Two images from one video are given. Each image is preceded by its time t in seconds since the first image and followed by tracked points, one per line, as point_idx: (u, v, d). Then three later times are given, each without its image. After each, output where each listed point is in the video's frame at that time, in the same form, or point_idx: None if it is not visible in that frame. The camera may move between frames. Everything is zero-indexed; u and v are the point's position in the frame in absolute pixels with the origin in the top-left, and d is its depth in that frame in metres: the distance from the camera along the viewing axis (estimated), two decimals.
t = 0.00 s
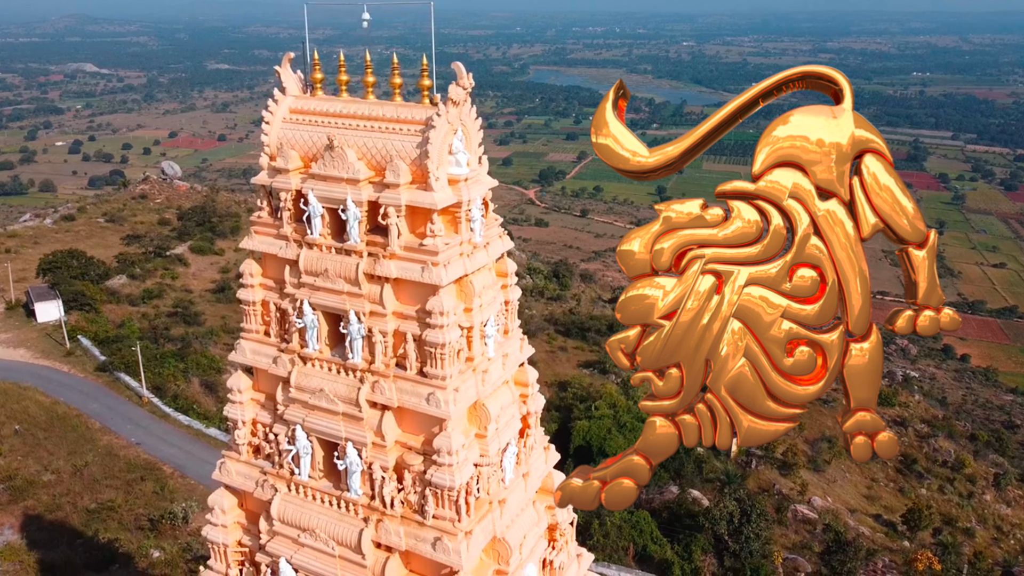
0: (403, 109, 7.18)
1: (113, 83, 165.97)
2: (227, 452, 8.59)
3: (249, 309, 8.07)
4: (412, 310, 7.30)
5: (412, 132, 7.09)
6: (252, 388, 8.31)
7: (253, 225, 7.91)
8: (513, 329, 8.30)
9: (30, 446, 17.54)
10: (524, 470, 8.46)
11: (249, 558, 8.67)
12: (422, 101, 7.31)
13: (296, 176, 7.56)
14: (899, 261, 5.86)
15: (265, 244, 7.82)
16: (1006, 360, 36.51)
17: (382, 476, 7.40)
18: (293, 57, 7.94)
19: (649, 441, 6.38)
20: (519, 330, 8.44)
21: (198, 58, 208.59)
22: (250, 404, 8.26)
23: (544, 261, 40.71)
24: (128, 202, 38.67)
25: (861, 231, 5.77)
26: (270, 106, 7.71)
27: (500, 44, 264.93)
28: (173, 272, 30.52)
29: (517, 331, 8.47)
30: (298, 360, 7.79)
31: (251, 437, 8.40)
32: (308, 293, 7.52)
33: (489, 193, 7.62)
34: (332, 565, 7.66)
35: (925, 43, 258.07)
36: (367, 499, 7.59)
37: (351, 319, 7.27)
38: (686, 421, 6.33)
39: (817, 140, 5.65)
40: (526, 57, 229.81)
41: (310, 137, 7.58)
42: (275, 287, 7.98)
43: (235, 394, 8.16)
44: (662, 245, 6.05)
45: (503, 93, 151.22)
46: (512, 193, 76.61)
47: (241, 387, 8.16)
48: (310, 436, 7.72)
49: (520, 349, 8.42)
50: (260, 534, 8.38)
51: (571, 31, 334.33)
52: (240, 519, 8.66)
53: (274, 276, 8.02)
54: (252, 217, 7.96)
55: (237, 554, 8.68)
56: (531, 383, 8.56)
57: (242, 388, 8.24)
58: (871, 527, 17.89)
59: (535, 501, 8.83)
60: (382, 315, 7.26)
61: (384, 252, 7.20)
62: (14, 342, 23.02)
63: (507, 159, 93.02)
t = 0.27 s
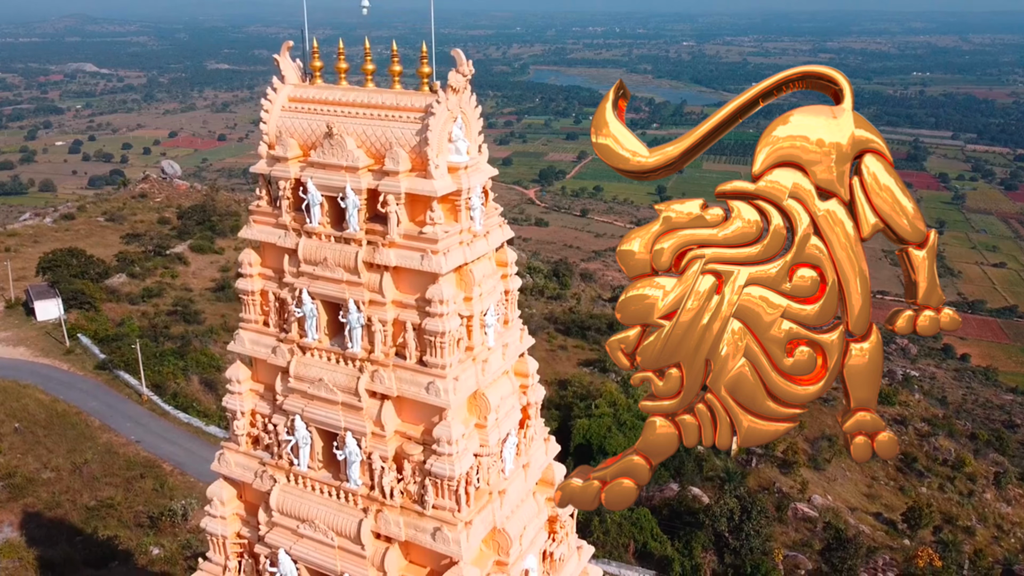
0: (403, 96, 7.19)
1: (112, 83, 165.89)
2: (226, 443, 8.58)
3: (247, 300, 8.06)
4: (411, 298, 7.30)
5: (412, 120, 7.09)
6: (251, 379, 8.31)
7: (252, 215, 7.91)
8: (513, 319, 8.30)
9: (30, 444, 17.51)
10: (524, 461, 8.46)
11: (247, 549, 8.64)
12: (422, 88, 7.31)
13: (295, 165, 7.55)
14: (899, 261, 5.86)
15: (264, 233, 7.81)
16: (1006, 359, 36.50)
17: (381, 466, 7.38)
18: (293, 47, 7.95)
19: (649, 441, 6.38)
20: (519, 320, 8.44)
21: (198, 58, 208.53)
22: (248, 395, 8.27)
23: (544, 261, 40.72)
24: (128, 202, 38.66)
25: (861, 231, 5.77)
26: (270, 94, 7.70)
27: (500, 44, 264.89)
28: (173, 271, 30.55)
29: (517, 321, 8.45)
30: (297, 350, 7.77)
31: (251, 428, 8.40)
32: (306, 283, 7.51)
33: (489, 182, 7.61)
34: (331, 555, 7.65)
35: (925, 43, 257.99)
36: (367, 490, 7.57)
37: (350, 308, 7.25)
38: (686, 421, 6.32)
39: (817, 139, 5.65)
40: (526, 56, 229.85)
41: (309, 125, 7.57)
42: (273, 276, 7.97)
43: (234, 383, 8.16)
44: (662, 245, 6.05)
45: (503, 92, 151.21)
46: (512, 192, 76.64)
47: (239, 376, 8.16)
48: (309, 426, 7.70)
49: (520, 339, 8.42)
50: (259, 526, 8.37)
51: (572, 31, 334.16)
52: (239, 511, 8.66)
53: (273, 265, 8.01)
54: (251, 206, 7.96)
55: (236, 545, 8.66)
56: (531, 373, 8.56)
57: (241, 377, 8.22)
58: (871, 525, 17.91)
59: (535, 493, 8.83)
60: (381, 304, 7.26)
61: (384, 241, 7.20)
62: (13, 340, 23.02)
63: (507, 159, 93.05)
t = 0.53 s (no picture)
0: (402, 83, 7.19)
1: (112, 83, 165.82)
2: (224, 434, 8.58)
3: (246, 288, 8.09)
4: (411, 286, 7.30)
5: (411, 106, 7.09)
6: (249, 368, 8.32)
7: (251, 203, 7.92)
8: (513, 308, 8.31)
9: (29, 442, 17.53)
10: (524, 451, 8.47)
11: (245, 540, 8.64)
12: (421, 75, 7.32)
13: (293, 152, 7.55)
14: (899, 261, 5.85)
15: (263, 221, 7.82)
16: (1006, 359, 36.51)
17: (381, 455, 7.38)
18: (291, 34, 7.95)
19: (649, 441, 6.37)
20: (519, 309, 8.43)
21: (198, 58, 208.54)
22: (247, 384, 8.28)
23: (544, 260, 40.75)
24: (128, 201, 38.66)
25: (861, 231, 5.77)
26: (268, 81, 7.71)
27: (500, 44, 264.90)
28: (173, 269, 30.58)
29: (517, 310, 8.46)
30: (296, 339, 7.77)
31: (249, 417, 8.40)
32: (305, 271, 7.51)
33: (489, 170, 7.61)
34: (330, 545, 7.64)
35: (925, 43, 257.93)
36: (366, 479, 7.57)
37: (349, 296, 7.24)
38: (686, 421, 6.32)
39: (817, 139, 5.65)
40: (526, 56, 229.78)
41: (308, 112, 7.58)
42: (273, 265, 7.98)
43: (232, 373, 8.18)
44: (662, 245, 6.05)
45: (504, 92, 151.25)
46: (512, 192, 76.65)
47: (238, 366, 8.17)
48: (308, 414, 7.70)
49: (520, 329, 8.42)
50: (258, 516, 8.36)
51: (571, 31, 333.95)
52: (237, 502, 8.66)
53: (272, 254, 8.02)
54: (250, 194, 7.96)
55: (234, 537, 8.66)
56: (531, 363, 8.57)
57: (240, 367, 8.24)
58: (871, 524, 17.92)
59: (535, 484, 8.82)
60: (381, 291, 7.26)
61: (382, 228, 7.19)
62: (13, 338, 23.06)
63: (507, 159, 93.07)
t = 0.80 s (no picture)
0: (401, 69, 7.18)
1: (112, 83, 165.80)
2: (222, 425, 8.58)
3: (244, 277, 8.08)
4: (410, 273, 7.29)
5: (410, 92, 7.08)
6: (247, 357, 8.33)
7: (249, 191, 7.91)
8: (513, 297, 8.31)
9: (29, 439, 17.55)
10: (524, 441, 8.48)
11: (244, 531, 8.63)
12: (420, 61, 7.31)
13: (292, 140, 7.54)
14: (899, 261, 5.84)
15: (261, 209, 7.81)
16: (1006, 358, 36.52)
17: (379, 444, 7.37)
18: (290, 21, 7.94)
19: (649, 441, 6.37)
20: (519, 299, 8.44)
21: (198, 58, 208.52)
22: (245, 373, 8.28)
23: (544, 259, 40.77)
24: (128, 199, 38.67)
25: (861, 231, 5.77)
26: (267, 68, 7.69)
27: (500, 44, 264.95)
28: (173, 268, 30.59)
29: (517, 300, 8.47)
30: (294, 327, 7.76)
31: (248, 408, 8.40)
32: (304, 258, 7.50)
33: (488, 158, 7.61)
34: (328, 535, 7.63)
35: (925, 43, 257.95)
36: (365, 468, 7.57)
37: (348, 284, 7.24)
38: (686, 421, 6.32)
39: (817, 139, 5.65)
40: (526, 56, 229.81)
41: (306, 99, 7.56)
42: (271, 254, 7.98)
43: (231, 362, 8.19)
44: (663, 245, 6.05)
45: (504, 92, 151.28)
46: (512, 191, 76.67)
47: (236, 356, 8.17)
48: (307, 404, 7.69)
49: (520, 318, 8.42)
50: (255, 507, 8.36)
51: (571, 31, 333.64)
52: (235, 492, 8.66)
53: (271, 243, 8.02)
54: (248, 182, 7.95)
55: (233, 528, 8.66)
56: (530, 353, 8.58)
57: (238, 357, 8.24)
58: (872, 522, 17.92)
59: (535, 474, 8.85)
60: (379, 279, 7.26)
61: (381, 215, 7.18)
62: (13, 337, 23.07)
63: (507, 159, 93.10)
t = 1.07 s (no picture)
0: (400, 56, 7.18)
1: (112, 83, 165.76)
2: (221, 416, 8.58)
3: (243, 267, 8.07)
4: (409, 262, 7.29)
5: (410, 80, 7.08)
6: (247, 348, 8.33)
7: (248, 180, 7.91)
8: (513, 287, 8.30)
9: (28, 437, 17.54)
10: (524, 432, 8.48)
11: (243, 523, 8.64)
12: (420, 48, 7.31)
13: (291, 128, 7.55)
14: (899, 261, 5.84)
15: (260, 198, 7.81)
16: (1006, 358, 36.52)
17: (379, 434, 7.37)
18: (288, 9, 7.93)
19: (649, 441, 6.37)
20: (519, 289, 8.43)
21: (198, 58, 208.51)
22: (244, 364, 8.29)
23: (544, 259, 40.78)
24: (128, 198, 38.68)
25: (861, 231, 5.77)
26: (265, 56, 7.70)
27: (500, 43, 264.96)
28: (172, 267, 30.60)
29: (517, 290, 8.46)
30: (293, 317, 7.76)
31: (247, 398, 8.40)
32: (303, 248, 7.51)
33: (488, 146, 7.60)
34: (328, 526, 7.64)
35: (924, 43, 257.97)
36: (364, 459, 7.57)
37: (348, 273, 7.24)
38: (686, 421, 6.32)
39: (817, 140, 5.65)
40: (526, 56, 229.83)
41: (305, 87, 7.56)
42: (269, 244, 7.98)
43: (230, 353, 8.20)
44: (662, 245, 6.05)
45: (504, 92, 151.30)
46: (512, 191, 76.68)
47: (235, 346, 8.18)
48: (305, 394, 7.69)
49: (520, 308, 8.42)
50: (254, 499, 8.36)
51: (572, 31, 333.34)
52: (234, 484, 8.67)
53: (270, 232, 8.03)
54: (247, 171, 7.95)
55: (232, 520, 8.67)
56: (531, 344, 8.58)
57: (237, 347, 8.25)
58: (872, 520, 17.92)
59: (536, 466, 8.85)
60: (379, 267, 7.25)
61: (380, 204, 7.19)
62: (12, 335, 23.08)
63: (507, 159, 93.11)
